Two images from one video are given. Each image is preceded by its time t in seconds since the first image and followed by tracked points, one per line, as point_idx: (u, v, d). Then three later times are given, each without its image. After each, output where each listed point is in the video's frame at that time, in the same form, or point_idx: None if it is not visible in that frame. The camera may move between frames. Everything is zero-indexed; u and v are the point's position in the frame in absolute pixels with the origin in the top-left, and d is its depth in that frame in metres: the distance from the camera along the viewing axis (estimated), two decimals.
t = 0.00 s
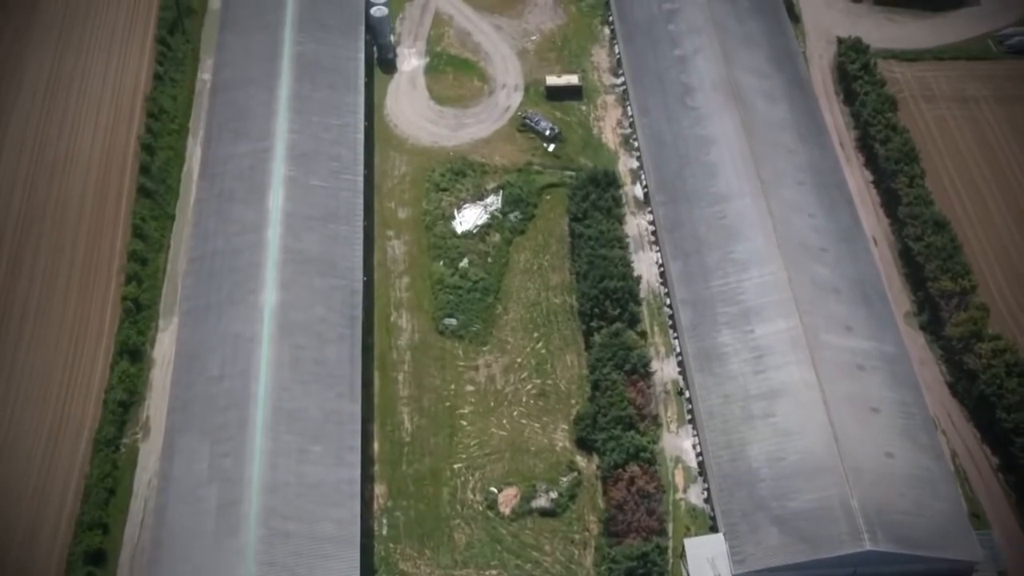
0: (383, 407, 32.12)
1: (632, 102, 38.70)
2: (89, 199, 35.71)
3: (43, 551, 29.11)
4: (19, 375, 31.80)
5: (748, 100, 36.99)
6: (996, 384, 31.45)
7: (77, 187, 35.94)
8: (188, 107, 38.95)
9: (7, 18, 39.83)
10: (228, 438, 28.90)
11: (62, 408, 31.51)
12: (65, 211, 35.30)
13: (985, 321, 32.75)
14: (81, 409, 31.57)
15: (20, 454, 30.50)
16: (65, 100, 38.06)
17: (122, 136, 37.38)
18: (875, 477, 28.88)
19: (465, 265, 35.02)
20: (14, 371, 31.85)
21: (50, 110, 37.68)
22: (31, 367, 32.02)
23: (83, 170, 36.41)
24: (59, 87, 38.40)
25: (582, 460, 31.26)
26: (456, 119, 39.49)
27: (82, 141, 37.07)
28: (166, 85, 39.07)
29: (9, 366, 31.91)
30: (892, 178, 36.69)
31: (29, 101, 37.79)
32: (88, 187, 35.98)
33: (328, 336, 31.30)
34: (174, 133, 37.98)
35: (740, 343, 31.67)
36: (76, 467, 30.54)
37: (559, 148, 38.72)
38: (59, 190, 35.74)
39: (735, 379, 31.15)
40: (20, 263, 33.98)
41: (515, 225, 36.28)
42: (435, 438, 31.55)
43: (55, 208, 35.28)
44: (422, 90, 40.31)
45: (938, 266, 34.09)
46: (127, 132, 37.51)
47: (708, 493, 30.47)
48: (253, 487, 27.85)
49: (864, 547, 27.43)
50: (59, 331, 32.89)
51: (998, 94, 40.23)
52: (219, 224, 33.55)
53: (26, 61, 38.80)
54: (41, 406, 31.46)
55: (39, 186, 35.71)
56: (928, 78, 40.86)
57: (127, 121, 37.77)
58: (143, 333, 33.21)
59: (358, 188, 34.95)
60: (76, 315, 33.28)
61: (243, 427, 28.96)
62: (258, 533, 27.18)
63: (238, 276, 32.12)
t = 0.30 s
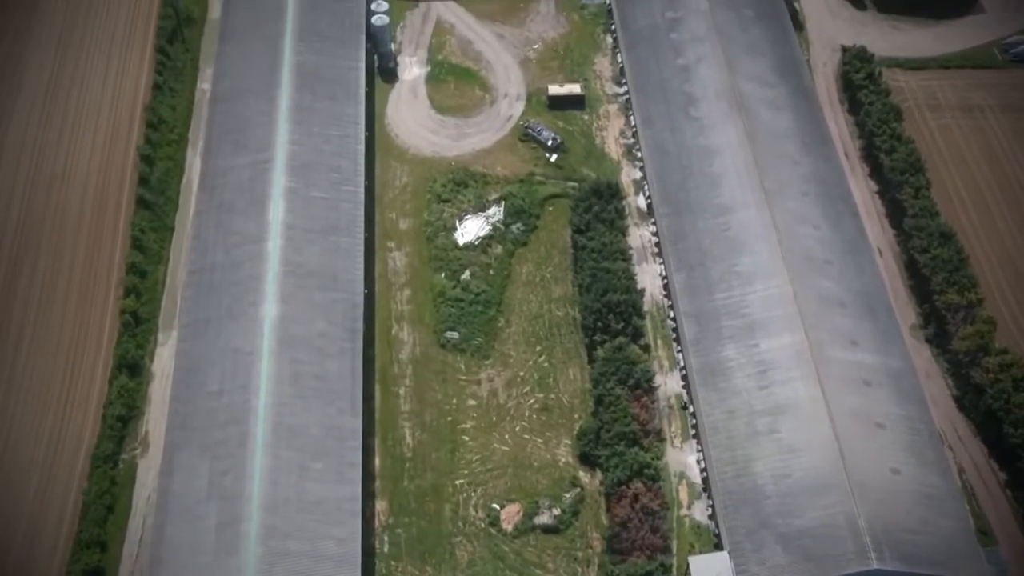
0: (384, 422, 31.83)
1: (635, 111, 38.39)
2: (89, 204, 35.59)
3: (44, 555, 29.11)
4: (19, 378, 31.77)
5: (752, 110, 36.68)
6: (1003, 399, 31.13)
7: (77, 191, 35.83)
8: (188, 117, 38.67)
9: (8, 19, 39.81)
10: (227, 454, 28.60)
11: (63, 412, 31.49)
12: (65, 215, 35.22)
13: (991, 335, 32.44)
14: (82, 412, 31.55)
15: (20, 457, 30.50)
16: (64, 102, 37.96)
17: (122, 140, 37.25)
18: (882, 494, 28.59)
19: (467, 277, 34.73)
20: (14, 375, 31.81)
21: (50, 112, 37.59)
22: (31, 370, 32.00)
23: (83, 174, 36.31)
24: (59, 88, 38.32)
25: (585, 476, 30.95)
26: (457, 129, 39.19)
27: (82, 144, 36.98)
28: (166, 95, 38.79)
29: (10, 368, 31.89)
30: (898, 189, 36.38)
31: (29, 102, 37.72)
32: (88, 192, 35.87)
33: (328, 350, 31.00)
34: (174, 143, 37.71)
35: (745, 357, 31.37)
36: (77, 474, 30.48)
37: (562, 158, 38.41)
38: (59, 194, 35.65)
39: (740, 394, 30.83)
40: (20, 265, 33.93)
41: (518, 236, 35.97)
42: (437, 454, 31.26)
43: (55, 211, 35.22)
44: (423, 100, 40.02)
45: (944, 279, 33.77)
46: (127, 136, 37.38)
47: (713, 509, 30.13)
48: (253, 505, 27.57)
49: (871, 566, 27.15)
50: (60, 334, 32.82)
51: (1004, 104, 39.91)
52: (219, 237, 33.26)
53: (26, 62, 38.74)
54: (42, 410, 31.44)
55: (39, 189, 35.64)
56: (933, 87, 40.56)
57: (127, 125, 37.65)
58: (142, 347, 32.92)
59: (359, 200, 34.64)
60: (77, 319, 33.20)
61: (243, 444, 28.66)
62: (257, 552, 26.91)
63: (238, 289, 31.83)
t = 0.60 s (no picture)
0: (385, 436, 31.58)
1: (637, 120, 38.11)
2: (89, 208, 35.51)
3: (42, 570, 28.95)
4: (19, 381, 31.79)
5: (756, 119, 36.40)
6: (1010, 413, 30.84)
7: (77, 194, 35.76)
8: (187, 126, 38.38)
9: (7, 20, 39.79)
10: (227, 470, 28.32)
11: (63, 414, 31.49)
12: (64, 219, 35.16)
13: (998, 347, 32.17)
14: (82, 415, 31.53)
15: (21, 460, 30.52)
16: (65, 104, 37.91)
17: (121, 144, 37.18)
18: (888, 511, 28.33)
19: (468, 288, 34.48)
20: (14, 376, 31.85)
21: (50, 113, 37.54)
22: (31, 372, 32.01)
23: (82, 177, 36.19)
24: (59, 89, 38.27)
25: (588, 491, 30.68)
26: (458, 138, 38.92)
27: (82, 146, 36.93)
28: (165, 104, 38.53)
29: (10, 369, 31.93)
30: (903, 199, 36.09)
31: (29, 103, 37.71)
32: (88, 195, 35.77)
33: (329, 363, 30.73)
34: (173, 152, 37.44)
35: (749, 370, 31.09)
36: (77, 480, 30.42)
37: (564, 167, 38.13)
38: (58, 196, 35.60)
39: (744, 408, 30.54)
40: (21, 267, 33.93)
41: (520, 247, 35.69)
42: (438, 468, 31.01)
43: (54, 214, 35.17)
44: (424, 108, 39.76)
45: (950, 291, 33.48)
46: (127, 139, 37.29)
47: (717, 524, 29.85)
48: (253, 521, 27.32)
49: None
50: (60, 337, 32.80)
51: (1010, 112, 39.64)
52: (218, 248, 32.99)
53: (26, 63, 38.73)
54: (42, 414, 31.40)
55: (39, 191, 35.61)
56: (938, 95, 40.30)
57: (127, 128, 37.57)
58: (141, 359, 32.66)
59: (360, 211, 34.36)
60: (77, 321, 33.19)
61: (242, 459, 28.38)
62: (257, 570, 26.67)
63: (238, 302, 31.57)
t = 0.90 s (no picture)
0: (387, 451, 31.29)
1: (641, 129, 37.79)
2: (89, 211, 35.34)
3: None
4: (20, 381, 31.63)
5: (760, 131, 36.06)
6: (1018, 430, 30.57)
7: (78, 196, 35.62)
8: (187, 136, 38.09)
9: (7, 22, 39.68)
10: (226, 488, 28.02)
11: (64, 418, 31.34)
12: (64, 221, 35.00)
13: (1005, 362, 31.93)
14: (81, 427, 31.25)
15: (22, 464, 30.33)
16: (65, 105, 37.81)
17: (121, 149, 37.01)
18: (894, 529, 28.01)
19: (470, 302, 34.19)
20: (15, 375, 31.71)
21: (51, 114, 37.43)
22: (31, 373, 31.86)
23: (82, 180, 36.02)
24: (59, 91, 38.15)
25: (591, 508, 30.38)
26: (460, 148, 38.62)
27: (82, 149, 36.77)
28: (164, 114, 38.22)
29: (11, 368, 31.78)
30: (908, 212, 35.80)
31: (29, 103, 37.62)
32: (88, 199, 35.60)
33: (330, 379, 30.42)
34: (173, 163, 37.15)
35: (754, 386, 30.78)
36: (77, 486, 30.24)
37: (566, 178, 37.82)
38: (59, 197, 35.45)
39: (749, 425, 30.25)
40: (21, 269, 33.76)
41: (522, 259, 35.37)
42: (440, 484, 30.71)
43: (53, 216, 35.02)
44: (426, 118, 39.47)
45: (957, 304, 33.17)
46: (127, 144, 37.11)
47: (721, 542, 29.53)
48: (253, 541, 27.05)
49: None
50: (60, 341, 32.61)
51: (1015, 121, 39.31)
52: (218, 261, 32.67)
53: (26, 64, 38.63)
54: (42, 418, 31.23)
55: (39, 190, 35.49)
56: (943, 105, 39.99)
57: (127, 133, 37.42)
58: (140, 374, 32.31)
59: (360, 223, 34.04)
60: (77, 323, 33.03)
61: (242, 477, 28.07)
62: None
63: (238, 316, 31.25)
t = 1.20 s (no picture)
0: (387, 466, 31.03)
1: (643, 139, 37.54)
2: (89, 216, 35.18)
3: None
4: (21, 383, 31.59)
5: (764, 141, 35.78)
6: None
7: (78, 200, 35.49)
8: (186, 146, 37.82)
9: (7, 27, 39.66)
10: (226, 505, 27.75)
11: (64, 422, 31.23)
12: (64, 226, 34.86)
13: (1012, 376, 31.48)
14: (81, 441, 30.97)
15: (22, 468, 30.25)
16: (65, 107, 37.75)
17: (121, 154, 36.85)
18: (901, 547, 27.73)
19: (472, 314, 33.91)
20: (15, 376, 31.68)
21: (52, 114, 37.43)
22: (31, 377, 31.75)
23: (82, 185, 35.87)
24: (59, 94, 38.07)
25: (594, 524, 30.11)
26: (462, 158, 38.34)
27: (82, 152, 36.69)
28: (163, 123, 37.94)
29: (11, 372, 31.71)
30: (913, 223, 35.55)
31: (30, 104, 37.61)
32: (88, 204, 35.44)
33: (330, 394, 30.17)
34: (172, 173, 36.86)
35: (759, 401, 30.50)
36: (78, 491, 30.15)
37: (569, 188, 37.56)
38: (59, 201, 35.34)
39: (754, 440, 29.97)
40: (22, 272, 33.68)
41: (524, 270, 35.09)
42: (442, 500, 30.44)
43: (54, 220, 34.90)
44: (427, 127, 39.20)
45: (962, 317, 32.89)
46: (127, 150, 36.95)
47: (725, 559, 29.27)
48: (252, 559, 26.78)
49: None
50: (59, 347, 32.46)
51: (1021, 131, 39.02)
52: (218, 274, 32.40)
53: (26, 68, 38.59)
54: (42, 425, 31.09)
55: (40, 193, 35.42)
56: (948, 114, 39.72)
57: (127, 137, 37.26)
58: (139, 388, 32.01)
59: (361, 235, 33.77)
60: (77, 330, 32.86)
61: (242, 494, 27.81)
62: None
63: (238, 329, 30.99)
